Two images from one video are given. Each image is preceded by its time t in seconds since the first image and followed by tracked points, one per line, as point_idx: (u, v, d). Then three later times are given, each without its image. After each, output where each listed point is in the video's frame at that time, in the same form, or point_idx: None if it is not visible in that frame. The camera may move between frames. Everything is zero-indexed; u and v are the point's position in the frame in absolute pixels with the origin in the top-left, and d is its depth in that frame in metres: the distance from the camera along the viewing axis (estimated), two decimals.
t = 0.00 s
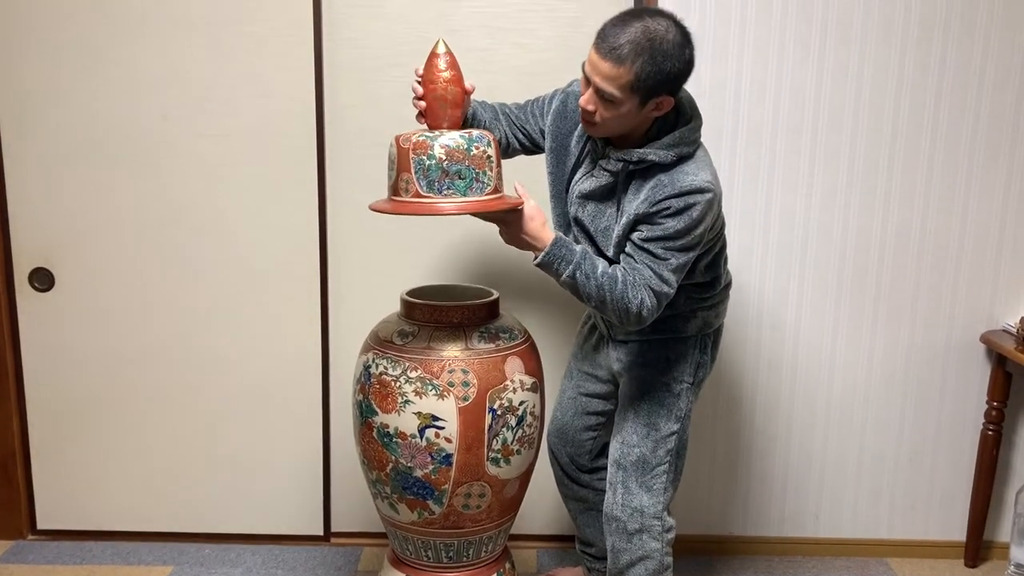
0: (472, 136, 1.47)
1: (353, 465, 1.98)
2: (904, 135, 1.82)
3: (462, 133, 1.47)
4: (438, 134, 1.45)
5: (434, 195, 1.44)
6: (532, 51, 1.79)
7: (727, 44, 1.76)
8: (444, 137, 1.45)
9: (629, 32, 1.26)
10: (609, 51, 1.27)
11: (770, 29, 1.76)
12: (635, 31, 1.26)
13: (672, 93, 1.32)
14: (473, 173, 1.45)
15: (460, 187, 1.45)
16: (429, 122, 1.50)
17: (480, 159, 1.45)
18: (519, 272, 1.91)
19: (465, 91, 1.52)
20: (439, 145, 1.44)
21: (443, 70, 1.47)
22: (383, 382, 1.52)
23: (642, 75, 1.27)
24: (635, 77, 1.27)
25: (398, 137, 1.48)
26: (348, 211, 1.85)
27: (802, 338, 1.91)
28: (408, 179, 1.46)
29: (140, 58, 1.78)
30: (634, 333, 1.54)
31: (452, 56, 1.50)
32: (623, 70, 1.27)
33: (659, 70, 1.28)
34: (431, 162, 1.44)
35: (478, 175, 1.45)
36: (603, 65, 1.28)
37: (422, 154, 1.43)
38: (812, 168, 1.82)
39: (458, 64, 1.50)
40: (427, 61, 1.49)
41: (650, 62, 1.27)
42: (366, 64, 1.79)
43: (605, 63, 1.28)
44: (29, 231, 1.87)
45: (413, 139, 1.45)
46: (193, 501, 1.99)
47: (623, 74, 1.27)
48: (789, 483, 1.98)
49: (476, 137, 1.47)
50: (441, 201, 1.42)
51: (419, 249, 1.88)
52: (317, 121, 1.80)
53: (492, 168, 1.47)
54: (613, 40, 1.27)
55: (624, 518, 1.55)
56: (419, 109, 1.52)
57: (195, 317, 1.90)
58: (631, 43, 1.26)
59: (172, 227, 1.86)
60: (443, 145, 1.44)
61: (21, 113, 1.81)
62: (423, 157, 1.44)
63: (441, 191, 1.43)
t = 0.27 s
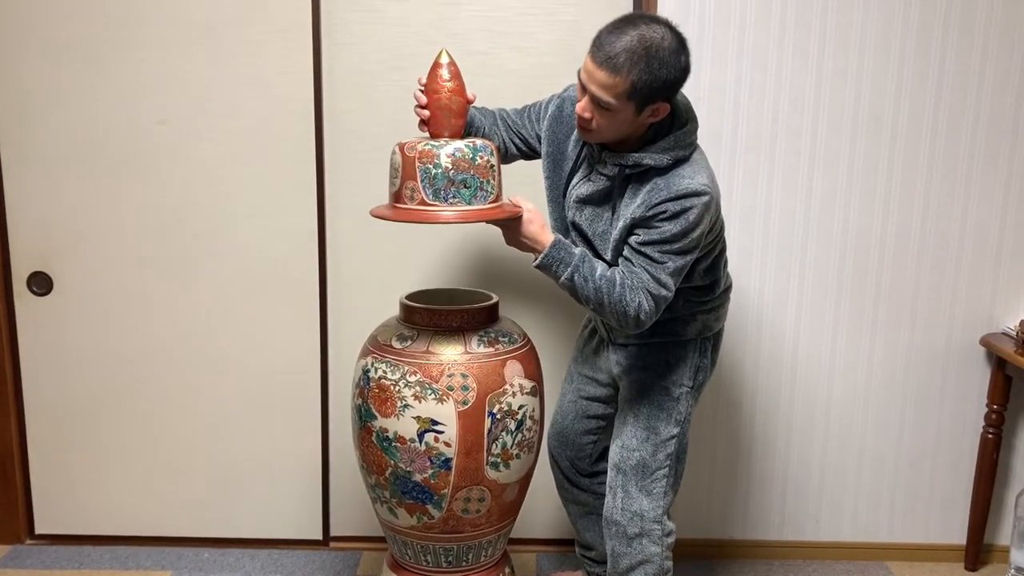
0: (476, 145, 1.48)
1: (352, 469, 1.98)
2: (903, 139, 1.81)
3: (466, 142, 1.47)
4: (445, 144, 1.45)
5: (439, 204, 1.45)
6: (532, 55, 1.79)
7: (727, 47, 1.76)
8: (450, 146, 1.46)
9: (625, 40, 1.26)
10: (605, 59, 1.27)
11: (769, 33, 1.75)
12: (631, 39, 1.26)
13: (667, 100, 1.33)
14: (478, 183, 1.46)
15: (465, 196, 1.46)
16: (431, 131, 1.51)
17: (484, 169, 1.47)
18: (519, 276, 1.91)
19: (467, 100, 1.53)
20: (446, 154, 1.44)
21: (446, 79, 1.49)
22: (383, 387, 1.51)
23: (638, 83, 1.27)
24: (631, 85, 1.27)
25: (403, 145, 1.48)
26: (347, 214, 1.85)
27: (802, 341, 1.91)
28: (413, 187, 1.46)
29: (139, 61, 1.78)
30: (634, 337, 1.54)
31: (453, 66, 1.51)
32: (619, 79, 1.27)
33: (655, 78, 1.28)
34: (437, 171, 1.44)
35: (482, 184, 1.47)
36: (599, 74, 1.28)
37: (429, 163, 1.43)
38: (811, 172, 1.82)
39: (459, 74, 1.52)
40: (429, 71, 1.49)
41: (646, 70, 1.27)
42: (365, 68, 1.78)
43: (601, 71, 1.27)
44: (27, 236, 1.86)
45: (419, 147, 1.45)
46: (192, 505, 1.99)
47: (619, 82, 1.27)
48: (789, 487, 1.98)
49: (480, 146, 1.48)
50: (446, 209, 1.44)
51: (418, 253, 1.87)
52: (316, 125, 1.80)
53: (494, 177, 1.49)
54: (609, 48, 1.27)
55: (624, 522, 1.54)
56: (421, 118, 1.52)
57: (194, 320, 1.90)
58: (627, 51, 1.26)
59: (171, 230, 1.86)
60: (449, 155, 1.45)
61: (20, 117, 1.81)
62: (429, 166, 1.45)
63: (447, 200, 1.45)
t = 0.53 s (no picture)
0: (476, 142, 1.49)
1: (351, 471, 1.98)
2: (902, 140, 1.81)
3: (467, 139, 1.48)
4: (446, 140, 1.46)
5: (443, 199, 1.44)
6: (530, 56, 1.78)
7: (725, 49, 1.76)
8: (452, 142, 1.46)
9: (627, 48, 1.26)
10: (606, 66, 1.27)
11: (768, 34, 1.75)
12: (633, 47, 1.26)
13: (666, 108, 1.32)
14: (480, 178, 1.47)
15: (468, 192, 1.46)
16: (432, 131, 1.51)
17: (485, 165, 1.47)
18: (518, 278, 1.90)
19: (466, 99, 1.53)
20: (449, 150, 1.45)
21: (445, 79, 1.49)
22: (381, 389, 1.51)
23: (639, 91, 1.27)
24: (632, 93, 1.27)
25: (404, 143, 1.48)
26: (345, 216, 1.84)
27: (801, 342, 1.90)
28: (416, 184, 1.46)
29: (137, 63, 1.78)
30: (633, 337, 1.53)
31: (452, 65, 1.51)
32: (620, 86, 1.26)
33: (655, 87, 1.27)
34: (441, 167, 1.44)
35: (484, 180, 1.47)
36: (600, 80, 1.28)
37: (433, 159, 1.43)
38: (810, 173, 1.82)
39: (458, 73, 1.51)
40: (429, 70, 1.49)
41: (647, 78, 1.27)
42: (363, 69, 1.78)
43: (602, 78, 1.27)
44: (24, 238, 1.86)
45: (422, 144, 1.45)
46: (190, 507, 1.99)
47: (619, 89, 1.27)
48: (789, 488, 1.98)
49: (480, 143, 1.48)
50: (450, 205, 1.44)
51: (416, 255, 1.87)
52: (314, 127, 1.79)
53: (495, 173, 1.50)
54: (611, 55, 1.27)
55: (624, 523, 1.54)
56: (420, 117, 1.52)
57: (192, 322, 1.89)
58: (629, 59, 1.26)
59: (170, 232, 1.85)
60: (451, 151, 1.45)
61: (17, 118, 1.80)
62: (433, 162, 1.44)
63: (451, 196, 1.45)
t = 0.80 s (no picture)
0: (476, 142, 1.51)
1: (349, 472, 1.97)
2: (900, 140, 1.81)
3: (467, 138, 1.49)
4: (448, 140, 1.47)
5: (448, 197, 1.45)
6: (527, 56, 1.78)
7: (722, 49, 1.76)
8: (454, 142, 1.47)
9: (623, 50, 1.26)
10: (602, 68, 1.27)
11: (765, 35, 1.75)
12: (628, 50, 1.26)
13: (661, 111, 1.32)
14: (482, 177, 1.48)
15: (471, 190, 1.47)
16: (431, 131, 1.50)
17: (486, 164, 1.49)
18: (515, 279, 1.90)
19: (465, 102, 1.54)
20: (451, 149, 1.45)
21: (444, 80, 1.50)
22: (379, 390, 1.51)
23: (632, 94, 1.27)
24: (625, 95, 1.27)
25: (405, 143, 1.48)
26: (342, 216, 1.84)
27: (799, 342, 1.90)
28: (419, 182, 1.46)
29: (133, 64, 1.77)
30: (629, 339, 1.54)
31: (449, 68, 1.52)
32: (614, 88, 1.26)
33: (649, 90, 1.27)
34: (445, 165, 1.45)
35: (485, 179, 1.48)
36: (594, 82, 1.28)
37: (437, 157, 1.44)
38: (808, 173, 1.82)
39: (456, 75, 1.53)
40: (427, 72, 1.50)
41: (642, 82, 1.26)
42: (360, 70, 1.78)
43: (597, 79, 1.27)
44: (21, 238, 1.86)
45: (424, 144, 1.46)
46: (188, 508, 1.98)
47: (613, 92, 1.27)
48: (787, 488, 1.98)
49: (480, 143, 1.50)
50: (455, 202, 1.45)
51: (414, 255, 1.87)
52: (311, 127, 1.79)
53: (494, 172, 1.51)
54: (606, 57, 1.26)
55: (623, 523, 1.54)
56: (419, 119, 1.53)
57: (189, 323, 1.89)
58: (623, 61, 1.25)
59: (167, 233, 1.85)
60: (454, 149, 1.46)
61: (13, 119, 1.80)
62: (436, 161, 1.45)
63: (455, 193, 1.45)
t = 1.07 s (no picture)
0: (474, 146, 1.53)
1: (347, 473, 1.97)
2: (897, 141, 1.82)
3: (467, 142, 1.51)
4: (452, 141, 1.48)
5: (456, 196, 1.44)
6: (525, 57, 1.78)
7: (720, 49, 1.76)
8: (457, 144, 1.48)
9: (609, 54, 1.25)
10: (589, 72, 1.26)
11: (763, 35, 1.75)
12: (615, 54, 1.25)
13: (651, 114, 1.31)
14: (484, 178, 1.49)
15: (475, 190, 1.47)
16: (427, 135, 1.49)
17: (487, 166, 1.51)
18: (513, 279, 1.90)
19: (461, 109, 1.54)
20: (457, 149, 1.47)
21: (440, 84, 1.50)
22: (377, 391, 1.51)
23: (619, 98, 1.26)
24: (613, 99, 1.26)
25: (407, 146, 1.47)
26: (340, 217, 1.84)
27: (797, 343, 1.91)
28: (425, 182, 1.44)
29: (131, 64, 1.77)
30: (626, 339, 1.54)
31: (446, 75, 1.52)
32: (601, 92, 1.26)
33: (636, 94, 1.26)
34: (451, 164, 1.45)
35: (486, 181, 1.50)
36: (582, 86, 1.28)
37: (445, 156, 1.44)
38: (806, 174, 1.82)
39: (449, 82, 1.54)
40: (423, 78, 1.50)
41: (629, 85, 1.26)
42: (358, 70, 1.78)
43: (584, 84, 1.27)
44: (18, 239, 1.85)
45: (430, 144, 1.46)
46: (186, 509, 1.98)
47: (600, 95, 1.26)
48: (785, 488, 1.98)
49: (478, 147, 1.52)
50: (463, 200, 1.44)
51: (412, 256, 1.87)
52: (310, 127, 1.79)
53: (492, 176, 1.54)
54: (593, 62, 1.26)
55: (621, 523, 1.54)
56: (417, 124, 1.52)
57: (187, 323, 1.89)
58: (610, 65, 1.25)
59: (165, 233, 1.85)
60: (459, 150, 1.47)
61: (11, 120, 1.80)
62: (443, 160, 1.45)
63: (462, 192, 1.45)
